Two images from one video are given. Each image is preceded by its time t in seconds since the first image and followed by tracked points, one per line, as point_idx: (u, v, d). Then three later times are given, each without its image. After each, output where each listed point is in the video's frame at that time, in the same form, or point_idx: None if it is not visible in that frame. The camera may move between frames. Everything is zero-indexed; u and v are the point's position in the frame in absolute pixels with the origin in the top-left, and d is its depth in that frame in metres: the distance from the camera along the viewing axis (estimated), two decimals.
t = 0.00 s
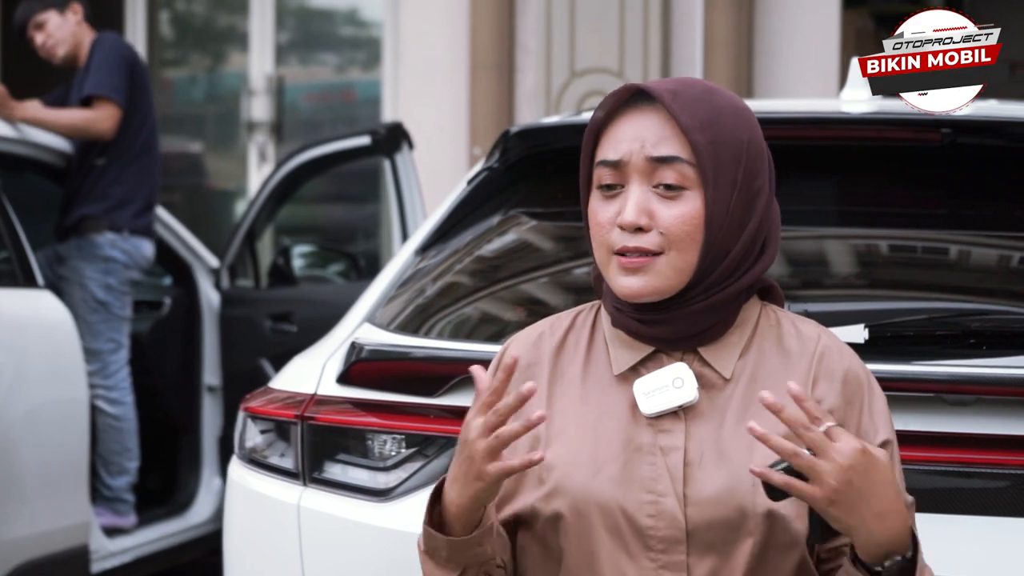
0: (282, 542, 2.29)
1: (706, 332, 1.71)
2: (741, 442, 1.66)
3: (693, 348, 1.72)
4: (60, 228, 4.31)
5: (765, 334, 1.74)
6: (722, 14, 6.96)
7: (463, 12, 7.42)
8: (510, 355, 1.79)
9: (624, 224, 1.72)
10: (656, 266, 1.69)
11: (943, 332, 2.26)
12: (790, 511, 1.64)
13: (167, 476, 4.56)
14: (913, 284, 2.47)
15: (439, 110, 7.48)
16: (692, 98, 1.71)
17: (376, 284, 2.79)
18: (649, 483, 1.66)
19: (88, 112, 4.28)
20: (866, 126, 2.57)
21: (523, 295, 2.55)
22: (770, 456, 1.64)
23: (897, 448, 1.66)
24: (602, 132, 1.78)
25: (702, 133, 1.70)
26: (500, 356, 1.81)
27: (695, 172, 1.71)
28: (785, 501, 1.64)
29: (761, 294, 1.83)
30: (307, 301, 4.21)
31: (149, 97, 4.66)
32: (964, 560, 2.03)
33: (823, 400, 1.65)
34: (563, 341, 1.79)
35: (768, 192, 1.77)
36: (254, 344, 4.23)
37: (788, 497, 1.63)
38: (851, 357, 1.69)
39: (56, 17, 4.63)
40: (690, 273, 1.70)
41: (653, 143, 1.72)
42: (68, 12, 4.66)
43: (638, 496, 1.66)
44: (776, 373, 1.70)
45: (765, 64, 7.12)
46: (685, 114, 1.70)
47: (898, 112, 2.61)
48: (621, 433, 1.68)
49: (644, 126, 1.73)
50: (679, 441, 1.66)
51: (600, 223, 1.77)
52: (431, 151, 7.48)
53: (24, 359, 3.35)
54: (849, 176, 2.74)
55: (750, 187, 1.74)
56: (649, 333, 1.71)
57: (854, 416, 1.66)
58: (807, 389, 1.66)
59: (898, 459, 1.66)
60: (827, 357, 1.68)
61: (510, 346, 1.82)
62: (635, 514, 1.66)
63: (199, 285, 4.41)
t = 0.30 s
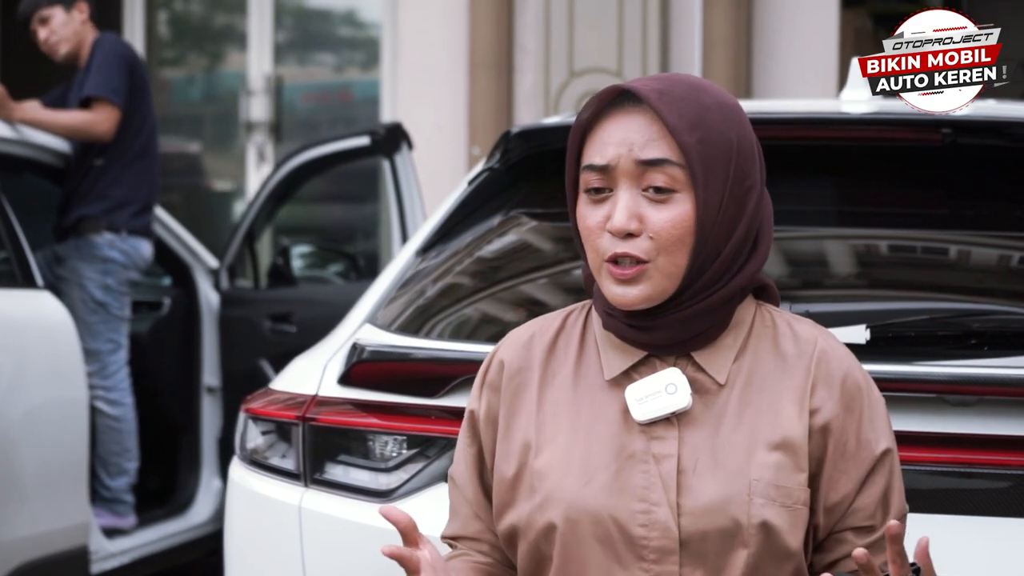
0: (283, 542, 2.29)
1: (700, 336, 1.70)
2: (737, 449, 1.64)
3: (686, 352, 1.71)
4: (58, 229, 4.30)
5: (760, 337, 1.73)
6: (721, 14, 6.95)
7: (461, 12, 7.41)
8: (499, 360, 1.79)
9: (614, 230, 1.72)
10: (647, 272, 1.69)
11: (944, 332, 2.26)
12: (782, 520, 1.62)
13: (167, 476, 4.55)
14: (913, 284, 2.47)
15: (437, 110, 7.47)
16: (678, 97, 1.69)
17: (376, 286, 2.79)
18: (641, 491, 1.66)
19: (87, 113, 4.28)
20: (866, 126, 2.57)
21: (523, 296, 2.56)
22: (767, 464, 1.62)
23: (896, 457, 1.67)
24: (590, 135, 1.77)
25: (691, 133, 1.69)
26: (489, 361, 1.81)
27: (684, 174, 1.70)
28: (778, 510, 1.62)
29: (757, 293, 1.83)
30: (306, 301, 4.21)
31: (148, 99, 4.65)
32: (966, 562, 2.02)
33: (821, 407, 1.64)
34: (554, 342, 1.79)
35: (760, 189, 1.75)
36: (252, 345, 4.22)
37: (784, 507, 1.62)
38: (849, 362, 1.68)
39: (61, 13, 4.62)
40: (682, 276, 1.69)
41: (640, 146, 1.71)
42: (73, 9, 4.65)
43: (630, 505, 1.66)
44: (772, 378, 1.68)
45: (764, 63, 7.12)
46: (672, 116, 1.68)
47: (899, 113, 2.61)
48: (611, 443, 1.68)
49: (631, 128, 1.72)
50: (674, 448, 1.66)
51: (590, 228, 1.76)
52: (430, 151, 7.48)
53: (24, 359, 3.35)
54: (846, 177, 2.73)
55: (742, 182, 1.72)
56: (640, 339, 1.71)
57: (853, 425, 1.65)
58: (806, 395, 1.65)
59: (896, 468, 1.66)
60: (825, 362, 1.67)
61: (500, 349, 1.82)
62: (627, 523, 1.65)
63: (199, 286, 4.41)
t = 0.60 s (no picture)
0: (286, 543, 2.30)
1: (705, 334, 1.70)
2: (741, 449, 1.64)
3: (691, 350, 1.72)
4: (61, 230, 4.30)
5: (764, 336, 1.73)
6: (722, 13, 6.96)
7: (462, 13, 7.42)
8: (502, 355, 1.78)
9: (620, 225, 1.71)
10: (656, 268, 1.69)
11: (949, 333, 2.26)
12: (784, 518, 1.62)
13: (170, 477, 4.56)
14: (914, 285, 2.47)
15: (438, 111, 7.49)
16: (684, 91, 1.70)
17: (380, 287, 2.79)
18: (644, 489, 1.66)
19: (90, 115, 4.28)
20: (867, 127, 2.57)
21: (526, 296, 2.56)
22: (771, 463, 1.62)
23: (899, 457, 1.67)
24: (593, 130, 1.77)
25: (697, 127, 1.69)
26: (491, 355, 1.81)
27: (691, 167, 1.70)
28: (781, 509, 1.62)
29: (761, 293, 1.83)
30: (309, 302, 4.21)
31: (154, 99, 4.65)
32: (969, 560, 2.03)
33: (825, 406, 1.64)
34: (557, 340, 1.78)
35: (764, 186, 1.75)
36: (254, 345, 4.22)
37: (788, 505, 1.62)
38: (854, 361, 1.68)
39: (72, 11, 4.63)
40: (690, 271, 1.69)
41: (647, 140, 1.71)
42: (85, 8, 4.67)
43: (633, 503, 1.66)
44: (777, 376, 1.68)
45: (765, 64, 7.13)
46: (679, 109, 1.68)
47: (901, 112, 2.61)
48: (615, 439, 1.68)
49: (637, 123, 1.72)
50: (677, 446, 1.66)
51: (594, 224, 1.76)
52: (431, 151, 7.48)
53: (25, 360, 3.34)
54: (848, 177, 2.74)
55: (746, 178, 1.73)
56: (646, 336, 1.70)
57: (857, 424, 1.65)
58: (810, 394, 1.65)
59: (899, 469, 1.66)
60: (829, 361, 1.67)
61: (502, 344, 1.81)
62: (629, 520, 1.66)
63: (201, 287, 4.43)
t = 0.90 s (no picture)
0: (288, 543, 2.30)
1: (714, 330, 1.70)
2: (752, 445, 1.64)
3: (700, 348, 1.71)
4: (62, 230, 4.30)
5: (771, 332, 1.73)
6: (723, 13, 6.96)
7: (463, 13, 7.43)
8: (507, 354, 1.79)
9: (630, 219, 1.72)
10: (664, 263, 1.69)
11: (952, 333, 2.26)
12: (793, 516, 1.62)
13: (170, 477, 4.57)
14: (915, 285, 2.48)
15: (438, 112, 7.49)
16: (689, 87, 1.70)
17: (383, 287, 2.80)
18: (655, 487, 1.66)
19: (91, 115, 4.28)
20: (869, 128, 2.57)
21: (529, 296, 2.56)
22: (782, 459, 1.63)
23: (903, 453, 1.67)
24: (599, 128, 1.78)
25: (703, 122, 1.70)
26: (496, 354, 1.80)
27: (698, 162, 1.70)
28: (792, 505, 1.62)
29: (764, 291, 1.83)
30: (310, 302, 4.22)
31: (157, 99, 4.65)
32: (973, 561, 2.03)
33: (832, 402, 1.65)
34: (563, 339, 1.78)
35: (769, 184, 1.76)
36: (256, 345, 4.22)
37: (798, 502, 1.62)
38: (859, 357, 1.68)
39: (76, 11, 4.64)
40: (698, 267, 1.69)
41: (654, 135, 1.71)
42: (90, 8, 4.68)
43: (645, 500, 1.66)
44: (784, 373, 1.68)
45: (766, 65, 7.13)
46: (684, 104, 1.69)
47: (903, 113, 2.61)
48: (626, 434, 1.68)
49: (643, 118, 1.72)
50: (688, 443, 1.66)
51: (602, 221, 1.76)
52: (432, 151, 7.48)
53: (27, 361, 3.34)
54: (852, 177, 2.74)
55: (752, 174, 1.73)
56: (655, 334, 1.70)
57: (864, 420, 1.65)
58: (818, 390, 1.65)
59: (903, 465, 1.67)
60: (835, 358, 1.68)
61: (507, 343, 1.81)
62: (640, 517, 1.66)
63: (203, 287, 4.42)
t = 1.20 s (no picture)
0: (288, 543, 2.30)
1: (709, 327, 1.71)
2: (753, 442, 1.64)
3: (696, 345, 1.72)
4: (62, 230, 4.30)
5: (767, 329, 1.74)
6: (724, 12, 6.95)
7: (463, 13, 7.43)
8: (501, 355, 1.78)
9: (625, 224, 1.71)
10: (662, 266, 1.69)
11: (952, 332, 2.26)
12: (795, 512, 1.62)
13: (170, 477, 4.57)
14: (915, 284, 2.48)
15: (438, 112, 7.49)
16: (681, 87, 1.70)
17: (381, 287, 2.79)
18: (657, 485, 1.65)
19: (91, 114, 4.28)
20: (869, 126, 2.57)
21: (529, 296, 2.56)
22: (783, 457, 1.62)
23: (904, 446, 1.68)
24: (590, 130, 1.77)
25: (696, 123, 1.70)
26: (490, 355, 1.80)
27: (693, 163, 1.70)
28: (794, 502, 1.62)
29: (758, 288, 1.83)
30: (310, 301, 4.21)
31: (157, 99, 4.65)
32: (980, 560, 2.01)
33: (832, 399, 1.64)
34: (558, 340, 1.78)
35: (762, 179, 1.77)
36: (256, 345, 4.22)
37: (800, 499, 1.62)
38: (856, 353, 1.68)
39: (76, 12, 4.64)
40: (695, 268, 1.70)
41: (647, 137, 1.71)
42: (90, 8, 4.68)
43: (646, 499, 1.65)
44: (782, 370, 1.68)
45: (766, 65, 7.13)
46: (677, 106, 1.69)
47: (903, 111, 2.60)
48: (625, 432, 1.68)
49: (635, 121, 1.71)
50: (688, 441, 1.66)
51: (595, 223, 1.75)
52: (431, 152, 7.48)
53: (27, 361, 3.34)
54: (848, 176, 2.73)
55: (745, 171, 1.74)
56: (651, 334, 1.70)
57: (865, 416, 1.65)
58: (818, 387, 1.65)
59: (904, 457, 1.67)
60: (833, 354, 1.67)
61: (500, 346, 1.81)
62: (642, 516, 1.65)
63: (203, 287, 4.42)
